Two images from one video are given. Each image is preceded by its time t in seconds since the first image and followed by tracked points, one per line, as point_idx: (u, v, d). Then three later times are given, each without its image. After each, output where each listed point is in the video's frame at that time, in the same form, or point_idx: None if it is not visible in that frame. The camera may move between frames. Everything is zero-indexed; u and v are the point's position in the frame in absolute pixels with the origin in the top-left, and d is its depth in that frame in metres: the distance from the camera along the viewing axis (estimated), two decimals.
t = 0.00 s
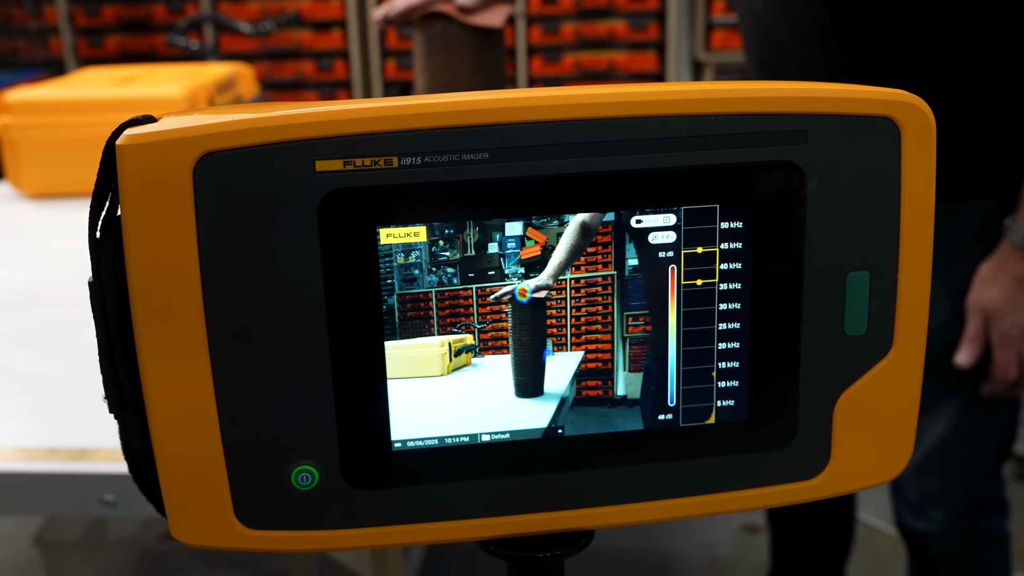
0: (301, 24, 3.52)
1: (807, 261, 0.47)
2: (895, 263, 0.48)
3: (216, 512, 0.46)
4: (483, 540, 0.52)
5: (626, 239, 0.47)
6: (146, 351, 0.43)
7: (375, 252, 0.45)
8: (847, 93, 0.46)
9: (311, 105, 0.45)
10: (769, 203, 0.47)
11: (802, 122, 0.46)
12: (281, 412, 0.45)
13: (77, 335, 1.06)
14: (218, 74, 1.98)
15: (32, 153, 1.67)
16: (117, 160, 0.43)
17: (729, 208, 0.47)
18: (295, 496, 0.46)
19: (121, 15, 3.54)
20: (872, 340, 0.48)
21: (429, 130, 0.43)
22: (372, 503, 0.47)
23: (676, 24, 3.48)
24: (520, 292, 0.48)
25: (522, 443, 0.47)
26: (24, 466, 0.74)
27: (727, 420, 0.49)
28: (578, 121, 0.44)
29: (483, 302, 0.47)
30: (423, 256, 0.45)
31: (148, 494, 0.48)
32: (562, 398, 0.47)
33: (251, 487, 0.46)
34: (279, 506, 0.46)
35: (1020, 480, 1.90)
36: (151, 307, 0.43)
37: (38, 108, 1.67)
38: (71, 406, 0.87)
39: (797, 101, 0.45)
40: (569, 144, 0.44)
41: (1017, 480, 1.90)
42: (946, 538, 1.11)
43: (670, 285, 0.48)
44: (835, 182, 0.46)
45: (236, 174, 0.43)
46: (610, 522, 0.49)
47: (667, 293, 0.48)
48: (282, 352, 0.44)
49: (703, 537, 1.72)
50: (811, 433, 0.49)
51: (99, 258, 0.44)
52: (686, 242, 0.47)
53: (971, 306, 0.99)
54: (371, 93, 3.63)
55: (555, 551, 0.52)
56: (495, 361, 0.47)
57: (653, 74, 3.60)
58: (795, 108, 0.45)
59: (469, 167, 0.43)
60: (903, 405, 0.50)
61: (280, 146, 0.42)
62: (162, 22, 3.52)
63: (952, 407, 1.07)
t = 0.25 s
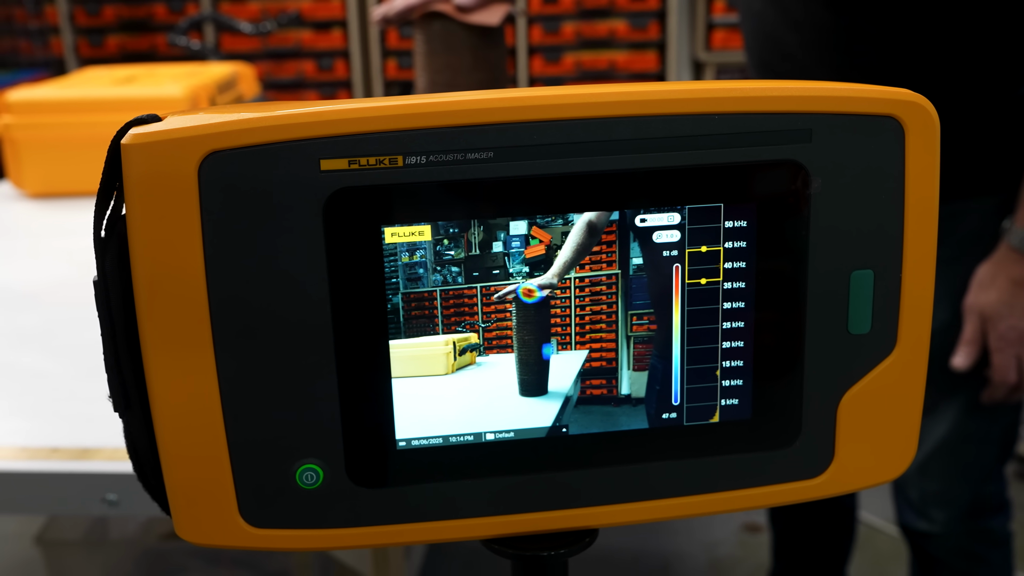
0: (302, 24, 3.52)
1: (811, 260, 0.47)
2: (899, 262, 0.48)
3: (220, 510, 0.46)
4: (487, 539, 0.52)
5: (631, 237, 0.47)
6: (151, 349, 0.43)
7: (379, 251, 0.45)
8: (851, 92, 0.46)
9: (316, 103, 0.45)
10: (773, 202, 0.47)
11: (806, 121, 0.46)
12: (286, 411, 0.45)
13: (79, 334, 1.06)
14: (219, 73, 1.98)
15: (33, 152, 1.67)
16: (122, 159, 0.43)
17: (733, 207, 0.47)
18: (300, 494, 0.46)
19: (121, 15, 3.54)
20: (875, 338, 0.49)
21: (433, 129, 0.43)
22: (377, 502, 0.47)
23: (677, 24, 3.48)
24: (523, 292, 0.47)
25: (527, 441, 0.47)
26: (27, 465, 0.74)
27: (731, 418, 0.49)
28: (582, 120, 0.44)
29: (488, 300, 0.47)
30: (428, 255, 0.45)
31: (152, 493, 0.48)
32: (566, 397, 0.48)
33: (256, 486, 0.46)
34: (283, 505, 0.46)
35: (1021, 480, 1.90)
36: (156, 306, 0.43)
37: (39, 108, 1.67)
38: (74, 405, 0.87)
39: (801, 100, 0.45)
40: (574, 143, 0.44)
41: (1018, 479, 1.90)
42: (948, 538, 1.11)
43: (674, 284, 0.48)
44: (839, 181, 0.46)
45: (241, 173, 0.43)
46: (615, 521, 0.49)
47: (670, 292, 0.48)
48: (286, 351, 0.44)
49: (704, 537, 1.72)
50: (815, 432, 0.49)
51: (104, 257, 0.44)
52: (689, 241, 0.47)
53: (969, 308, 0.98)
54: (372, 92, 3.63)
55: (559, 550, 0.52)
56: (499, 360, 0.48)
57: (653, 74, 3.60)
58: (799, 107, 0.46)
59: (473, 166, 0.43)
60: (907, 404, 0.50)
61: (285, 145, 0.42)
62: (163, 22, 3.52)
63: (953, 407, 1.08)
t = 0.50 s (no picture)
0: (303, 24, 3.52)
1: (814, 257, 0.47)
2: (902, 260, 0.48)
3: (224, 508, 0.46)
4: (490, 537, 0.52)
5: (634, 235, 0.47)
6: (155, 347, 0.43)
7: (383, 248, 0.45)
8: (854, 90, 0.46)
9: (319, 101, 0.45)
10: (775, 200, 0.47)
11: (810, 119, 0.46)
12: (290, 408, 0.45)
13: (81, 333, 1.06)
14: (220, 73, 1.98)
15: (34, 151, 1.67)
16: (126, 156, 0.43)
17: (736, 205, 0.47)
18: (304, 492, 0.46)
19: (122, 14, 3.54)
20: (878, 336, 0.49)
21: (437, 126, 0.43)
22: (380, 499, 0.47)
23: (678, 23, 3.48)
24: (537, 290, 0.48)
25: (530, 439, 0.47)
26: (29, 463, 0.74)
27: (734, 416, 0.49)
28: (586, 117, 0.44)
29: (492, 298, 0.47)
30: (432, 252, 0.45)
31: (156, 490, 0.48)
32: (569, 395, 0.48)
33: (259, 483, 0.46)
34: (288, 502, 0.47)
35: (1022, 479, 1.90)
36: (160, 303, 0.43)
37: (41, 107, 1.67)
38: (75, 404, 0.87)
39: (805, 98, 0.45)
40: (578, 141, 0.44)
41: (1019, 479, 1.90)
42: (949, 537, 1.12)
43: (678, 282, 0.48)
44: (842, 179, 0.46)
45: (245, 170, 0.43)
46: (618, 519, 0.48)
47: (674, 290, 0.48)
48: (290, 348, 0.44)
49: (704, 537, 1.72)
50: (818, 429, 0.49)
51: (108, 254, 0.44)
52: (693, 238, 0.47)
53: (965, 311, 0.98)
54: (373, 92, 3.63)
55: (563, 547, 0.52)
56: (502, 358, 0.48)
57: (654, 74, 3.60)
58: (804, 104, 0.45)
59: (477, 164, 0.43)
60: (910, 402, 0.50)
61: (289, 143, 0.43)
62: (164, 21, 3.52)
63: (953, 407, 1.08)
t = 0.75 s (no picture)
0: (304, 23, 3.53)
1: (817, 254, 0.47)
2: (904, 257, 0.48)
3: (227, 504, 0.46)
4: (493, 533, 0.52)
5: (636, 232, 0.47)
6: (158, 343, 0.44)
7: (386, 245, 0.45)
8: (856, 87, 0.46)
9: (322, 98, 0.45)
10: (777, 197, 0.47)
11: (812, 115, 0.46)
12: (293, 405, 0.45)
13: (83, 332, 1.06)
14: (222, 72, 1.98)
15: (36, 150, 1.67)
16: (129, 153, 0.43)
17: (738, 202, 0.47)
18: (306, 489, 0.46)
19: (122, 14, 3.54)
20: (880, 333, 0.49)
21: (440, 123, 0.43)
22: (383, 496, 0.47)
23: (678, 22, 3.48)
24: (532, 286, 0.48)
25: (533, 435, 0.47)
26: (30, 461, 0.74)
27: (736, 412, 0.49)
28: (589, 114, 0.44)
29: (493, 295, 0.47)
30: (434, 249, 0.46)
31: (159, 487, 0.49)
32: (571, 391, 0.47)
33: (262, 480, 0.46)
34: (290, 498, 0.47)
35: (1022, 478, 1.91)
36: (163, 299, 0.43)
37: (42, 106, 1.67)
38: (77, 402, 0.87)
39: (807, 94, 0.45)
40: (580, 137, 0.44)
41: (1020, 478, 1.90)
42: (951, 537, 1.12)
43: (679, 279, 0.48)
44: (844, 176, 0.46)
45: (248, 167, 0.43)
46: (620, 515, 0.48)
47: (676, 287, 0.48)
48: (293, 345, 0.44)
49: (705, 536, 1.72)
50: (820, 427, 0.49)
51: (110, 251, 0.45)
52: (695, 235, 0.47)
53: (965, 312, 0.98)
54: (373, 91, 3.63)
55: (565, 543, 0.52)
56: (505, 354, 0.48)
57: (654, 73, 3.60)
58: (806, 101, 0.45)
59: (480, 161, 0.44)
60: (912, 399, 0.50)
61: (292, 140, 0.43)
62: (164, 20, 3.52)
63: (955, 407, 1.08)
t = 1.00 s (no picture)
0: (304, 22, 3.52)
1: (817, 253, 0.47)
2: (905, 256, 0.48)
3: (227, 503, 0.46)
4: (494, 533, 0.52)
5: (637, 230, 0.47)
6: (158, 342, 0.44)
7: (387, 244, 0.45)
8: (857, 86, 0.46)
9: (322, 97, 0.45)
10: (778, 195, 0.47)
11: (812, 114, 0.46)
12: (294, 404, 0.45)
13: (83, 331, 1.06)
14: (222, 71, 1.98)
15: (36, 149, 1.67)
16: (129, 152, 0.43)
17: (739, 201, 0.47)
18: (307, 488, 0.46)
19: (122, 13, 3.54)
20: (881, 332, 0.49)
21: (440, 122, 0.43)
22: (384, 495, 0.47)
23: (678, 21, 3.48)
24: (545, 288, 0.48)
25: (533, 434, 0.47)
26: (31, 460, 0.74)
27: (736, 411, 0.49)
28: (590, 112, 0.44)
29: (494, 293, 0.47)
30: (435, 248, 0.46)
31: (159, 486, 0.49)
32: (573, 390, 0.47)
33: (262, 479, 0.46)
34: (291, 498, 0.47)
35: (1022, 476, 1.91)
36: (163, 299, 0.43)
37: (42, 105, 1.67)
38: (78, 401, 0.87)
39: (808, 93, 0.45)
40: (580, 135, 0.44)
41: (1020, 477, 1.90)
42: (952, 536, 1.12)
43: (680, 277, 0.48)
44: (845, 174, 0.46)
45: (248, 166, 0.43)
46: (621, 514, 0.48)
47: (677, 286, 0.48)
48: (294, 343, 0.44)
49: (706, 535, 1.72)
50: (821, 425, 0.49)
51: (111, 250, 0.44)
52: (696, 234, 0.47)
53: (969, 313, 0.98)
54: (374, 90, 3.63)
55: (566, 542, 0.52)
56: (506, 353, 0.48)
57: (654, 72, 3.60)
58: (807, 100, 0.45)
59: (481, 159, 0.44)
60: (912, 398, 0.50)
61: (292, 139, 0.43)
62: (164, 20, 3.52)
63: (957, 407, 1.08)
